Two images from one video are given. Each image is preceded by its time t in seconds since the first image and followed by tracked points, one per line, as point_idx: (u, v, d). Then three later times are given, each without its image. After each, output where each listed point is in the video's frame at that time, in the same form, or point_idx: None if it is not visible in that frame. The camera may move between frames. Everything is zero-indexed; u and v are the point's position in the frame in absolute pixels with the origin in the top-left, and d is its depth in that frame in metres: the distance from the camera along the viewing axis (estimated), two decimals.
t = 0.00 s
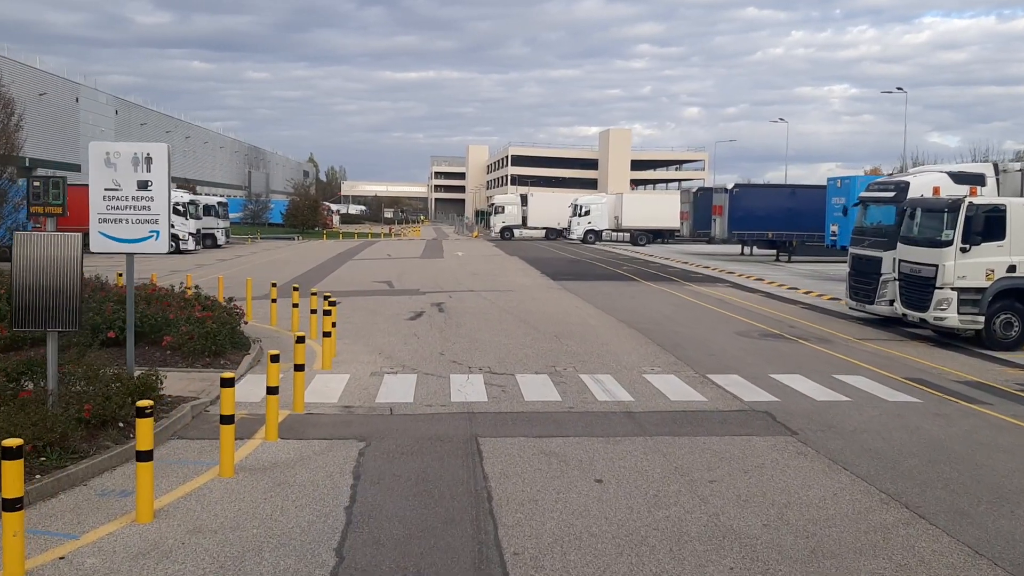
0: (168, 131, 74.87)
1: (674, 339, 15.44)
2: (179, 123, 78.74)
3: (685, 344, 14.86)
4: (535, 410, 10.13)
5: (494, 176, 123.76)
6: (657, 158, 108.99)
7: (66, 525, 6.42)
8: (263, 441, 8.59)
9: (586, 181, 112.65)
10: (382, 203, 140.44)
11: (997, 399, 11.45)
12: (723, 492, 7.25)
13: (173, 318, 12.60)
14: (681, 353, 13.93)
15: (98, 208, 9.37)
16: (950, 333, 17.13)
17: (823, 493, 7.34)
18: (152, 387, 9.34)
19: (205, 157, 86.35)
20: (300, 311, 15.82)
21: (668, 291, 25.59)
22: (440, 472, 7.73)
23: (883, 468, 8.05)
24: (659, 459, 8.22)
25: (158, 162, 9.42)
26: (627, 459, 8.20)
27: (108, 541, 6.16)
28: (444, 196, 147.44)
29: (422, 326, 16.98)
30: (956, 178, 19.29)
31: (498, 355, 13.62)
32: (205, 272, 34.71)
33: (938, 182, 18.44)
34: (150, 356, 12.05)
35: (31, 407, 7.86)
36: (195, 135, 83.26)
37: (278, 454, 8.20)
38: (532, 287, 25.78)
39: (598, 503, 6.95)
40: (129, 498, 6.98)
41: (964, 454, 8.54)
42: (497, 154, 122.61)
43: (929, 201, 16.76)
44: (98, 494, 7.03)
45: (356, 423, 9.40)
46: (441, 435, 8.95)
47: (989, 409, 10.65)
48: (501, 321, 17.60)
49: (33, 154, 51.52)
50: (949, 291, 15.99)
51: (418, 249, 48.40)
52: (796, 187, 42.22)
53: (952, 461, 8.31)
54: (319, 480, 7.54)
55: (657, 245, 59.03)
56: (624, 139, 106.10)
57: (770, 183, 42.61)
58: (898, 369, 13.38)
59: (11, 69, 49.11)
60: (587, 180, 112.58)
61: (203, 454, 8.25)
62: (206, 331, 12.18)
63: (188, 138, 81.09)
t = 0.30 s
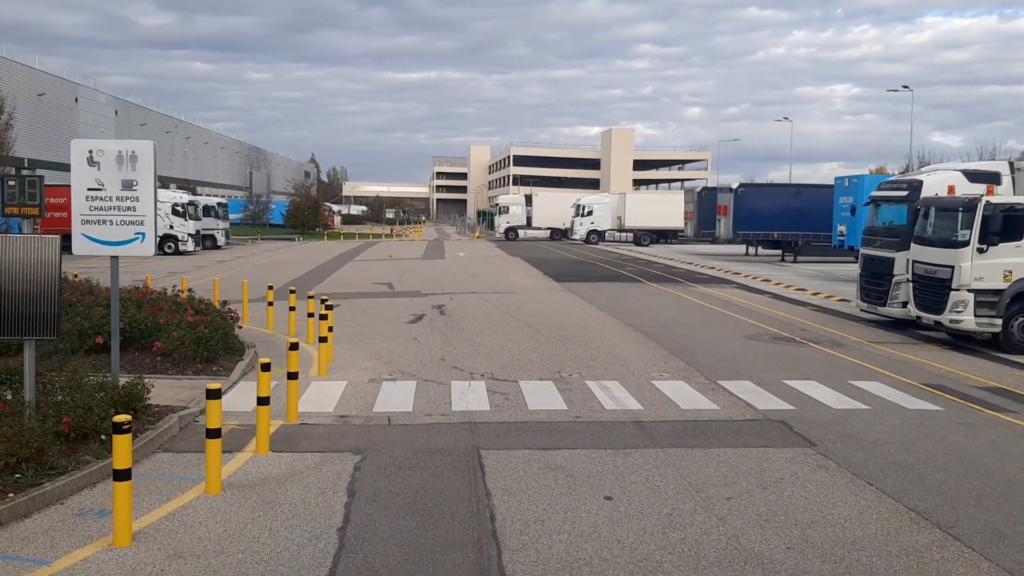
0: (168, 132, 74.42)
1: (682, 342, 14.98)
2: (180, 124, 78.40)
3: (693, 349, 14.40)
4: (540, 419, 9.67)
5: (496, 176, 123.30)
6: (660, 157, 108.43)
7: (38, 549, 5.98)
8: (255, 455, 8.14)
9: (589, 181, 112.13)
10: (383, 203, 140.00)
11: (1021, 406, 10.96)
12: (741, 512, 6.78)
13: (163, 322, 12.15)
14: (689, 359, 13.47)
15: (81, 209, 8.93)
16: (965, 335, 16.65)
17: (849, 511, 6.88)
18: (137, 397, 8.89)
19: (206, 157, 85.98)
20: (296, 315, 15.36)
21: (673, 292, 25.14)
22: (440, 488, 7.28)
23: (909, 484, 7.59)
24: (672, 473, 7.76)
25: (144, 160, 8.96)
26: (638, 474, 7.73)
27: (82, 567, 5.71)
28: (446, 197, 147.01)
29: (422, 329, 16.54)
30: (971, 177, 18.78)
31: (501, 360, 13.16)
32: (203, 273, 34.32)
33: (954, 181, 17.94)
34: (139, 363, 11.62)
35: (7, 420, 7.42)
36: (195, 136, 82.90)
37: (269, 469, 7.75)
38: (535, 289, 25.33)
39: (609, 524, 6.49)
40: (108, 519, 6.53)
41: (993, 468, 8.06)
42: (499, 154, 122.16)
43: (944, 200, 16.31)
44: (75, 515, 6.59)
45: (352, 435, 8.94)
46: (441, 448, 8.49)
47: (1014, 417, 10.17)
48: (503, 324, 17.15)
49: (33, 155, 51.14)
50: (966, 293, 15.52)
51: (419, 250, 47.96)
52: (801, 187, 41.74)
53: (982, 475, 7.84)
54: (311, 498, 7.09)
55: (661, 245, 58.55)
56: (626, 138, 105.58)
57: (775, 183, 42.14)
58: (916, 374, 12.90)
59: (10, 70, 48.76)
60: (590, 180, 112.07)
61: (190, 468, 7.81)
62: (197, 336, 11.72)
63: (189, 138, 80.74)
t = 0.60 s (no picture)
0: (169, 132, 74.05)
1: (690, 347, 14.57)
2: (181, 125, 78.07)
3: (702, 353, 13.98)
4: (544, 429, 9.26)
5: (497, 176, 122.96)
6: (661, 157, 108.03)
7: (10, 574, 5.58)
8: (246, 469, 7.74)
9: (591, 181, 111.75)
10: (385, 204, 139.66)
11: None
12: (759, 532, 6.37)
13: (155, 327, 11.73)
14: (697, 364, 13.06)
15: (65, 211, 8.55)
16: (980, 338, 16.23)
17: (874, 531, 6.47)
18: (124, 408, 8.50)
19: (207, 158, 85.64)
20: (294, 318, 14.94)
21: (679, 294, 24.71)
22: (440, 506, 6.87)
23: (936, 500, 7.17)
24: (684, 488, 7.35)
25: (130, 158, 8.55)
26: (648, 489, 7.32)
27: None
28: (447, 197, 146.67)
29: (423, 333, 16.13)
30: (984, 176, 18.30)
31: (503, 366, 12.74)
32: (202, 276, 33.91)
33: (967, 180, 17.46)
34: (130, 370, 11.20)
35: None
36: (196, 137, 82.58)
37: (259, 484, 7.35)
38: (537, 291, 24.94)
39: (620, 545, 6.08)
40: (85, 540, 6.13)
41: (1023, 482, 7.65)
42: (501, 155, 121.80)
43: (958, 200, 15.90)
44: (51, 536, 6.19)
45: (348, 446, 8.54)
46: (441, 461, 8.08)
47: None
48: (506, 327, 16.76)
49: (32, 157, 50.80)
50: (981, 295, 15.11)
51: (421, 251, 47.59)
52: (805, 187, 41.32)
53: (1012, 490, 7.42)
54: (303, 516, 6.68)
55: (663, 245, 58.14)
56: (628, 138, 105.18)
57: (780, 182, 41.72)
58: (932, 380, 12.47)
59: (9, 71, 48.42)
60: (591, 180, 111.68)
61: (176, 483, 7.42)
62: (189, 342, 11.29)
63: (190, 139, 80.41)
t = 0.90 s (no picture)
0: (170, 134, 73.74)
1: (697, 351, 14.16)
2: (183, 126, 77.76)
3: (710, 358, 13.58)
4: (548, 440, 8.86)
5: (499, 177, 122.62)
6: (664, 157, 107.66)
7: None
8: (235, 485, 7.35)
9: (593, 181, 111.37)
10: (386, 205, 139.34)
11: None
12: (779, 553, 5.97)
13: (146, 333, 11.34)
14: (707, 368, 12.65)
15: (48, 214, 8.18)
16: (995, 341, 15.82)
17: (902, 552, 6.06)
18: (108, 421, 8.12)
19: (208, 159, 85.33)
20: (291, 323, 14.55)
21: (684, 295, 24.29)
22: (440, 525, 6.48)
23: (965, 517, 6.77)
24: (698, 505, 6.95)
25: (115, 159, 8.17)
26: (660, 506, 6.91)
27: None
28: (449, 198, 146.34)
29: (423, 337, 15.74)
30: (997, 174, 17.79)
31: (506, 372, 12.34)
32: (200, 278, 33.51)
33: (981, 179, 16.92)
34: (120, 377, 10.81)
35: None
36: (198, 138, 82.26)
37: (249, 502, 6.96)
38: (540, 293, 24.54)
39: (632, 568, 5.68)
40: (60, 564, 5.75)
41: None
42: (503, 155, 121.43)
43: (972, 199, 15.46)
44: (24, 559, 5.81)
45: (343, 459, 8.14)
46: (441, 475, 7.69)
47: None
48: (509, 331, 16.38)
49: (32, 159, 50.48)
50: (998, 296, 14.68)
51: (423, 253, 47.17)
52: (811, 186, 40.90)
53: None
54: (294, 537, 6.28)
55: (667, 245, 57.72)
56: (630, 138, 104.80)
57: (785, 182, 41.29)
58: (949, 385, 12.06)
59: (9, 72, 48.10)
60: (594, 180, 111.30)
61: (162, 500, 7.03)
62: (181, 348, 10.87)
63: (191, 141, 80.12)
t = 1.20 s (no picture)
0: (170, 134, 73.41)
1: (707, 354, 13.74)
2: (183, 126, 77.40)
3: (721, 361, 13.16)
4: (555, 451, 8.44)
5: (501, 177, 122.20)
6: (666, 156, 107.25)
7: None
8: (225, 500, 6.95)
9: (595, 181, 110.94)
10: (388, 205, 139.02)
11: None
12: None
13: (136, 338, 10.94)
14: (718, 373, 12.23)
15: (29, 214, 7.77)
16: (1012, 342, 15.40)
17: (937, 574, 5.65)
18: (92, 432, 7.73)
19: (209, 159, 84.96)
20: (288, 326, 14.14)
21: (690, 296, 23.85)
22: (441, 545, 6.07)
23: (1000, 535, 6.36)
24: (715, 523, 6.53)
25: (99, 157, 7.78)
26: (674, 523, 6.50)
27: None
28: (451, 198, 145.97)
29: (425, 340, 15.33)
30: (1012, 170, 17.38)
31: (509, 377, 11.93)
32: (200, 278, 33.10)
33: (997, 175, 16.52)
34: (109, 385, 10.41)
35: None
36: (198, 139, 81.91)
37: (238, 520, 6.55)
38: (544, 294, 24.13)
39: None
40: None
41: None
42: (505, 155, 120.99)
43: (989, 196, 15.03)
44: None
45: (339, 472, 7.73)
46: (442, 489, 7.27)
47: None
48: (512, 333, 15.98)
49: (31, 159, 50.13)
50: (1016, 297, 14.25)
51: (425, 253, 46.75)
52: (816, 185, 40.47)
53: None
54: (286, 559, 5.87)
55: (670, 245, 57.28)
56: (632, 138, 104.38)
57: (790, 181, 40.85)
58: (969, 390, 11.65)
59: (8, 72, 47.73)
60: (596, 180, 110.88)
61: (147, 518, 6.63)
62: (172, 354, 10.46)
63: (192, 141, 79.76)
